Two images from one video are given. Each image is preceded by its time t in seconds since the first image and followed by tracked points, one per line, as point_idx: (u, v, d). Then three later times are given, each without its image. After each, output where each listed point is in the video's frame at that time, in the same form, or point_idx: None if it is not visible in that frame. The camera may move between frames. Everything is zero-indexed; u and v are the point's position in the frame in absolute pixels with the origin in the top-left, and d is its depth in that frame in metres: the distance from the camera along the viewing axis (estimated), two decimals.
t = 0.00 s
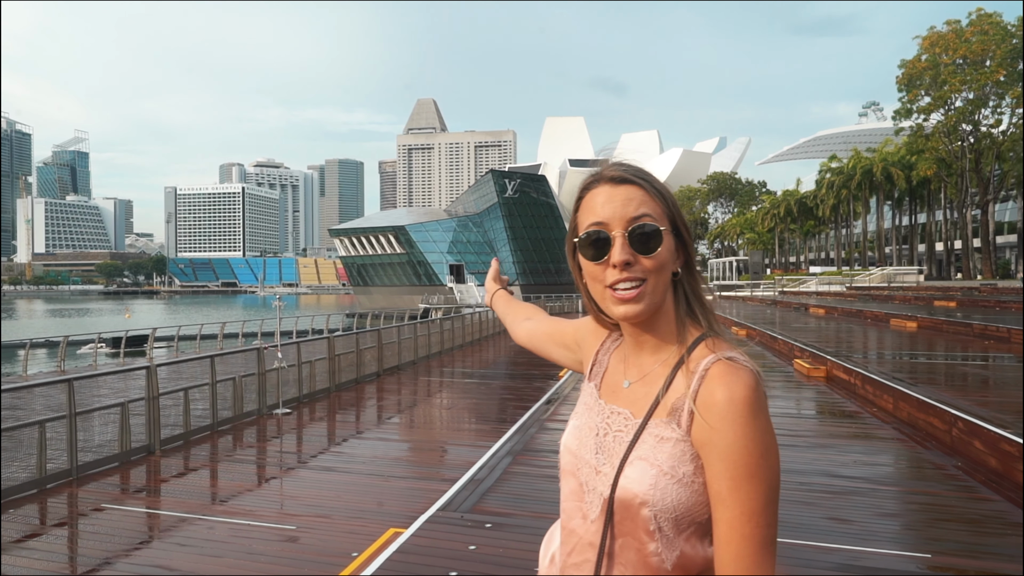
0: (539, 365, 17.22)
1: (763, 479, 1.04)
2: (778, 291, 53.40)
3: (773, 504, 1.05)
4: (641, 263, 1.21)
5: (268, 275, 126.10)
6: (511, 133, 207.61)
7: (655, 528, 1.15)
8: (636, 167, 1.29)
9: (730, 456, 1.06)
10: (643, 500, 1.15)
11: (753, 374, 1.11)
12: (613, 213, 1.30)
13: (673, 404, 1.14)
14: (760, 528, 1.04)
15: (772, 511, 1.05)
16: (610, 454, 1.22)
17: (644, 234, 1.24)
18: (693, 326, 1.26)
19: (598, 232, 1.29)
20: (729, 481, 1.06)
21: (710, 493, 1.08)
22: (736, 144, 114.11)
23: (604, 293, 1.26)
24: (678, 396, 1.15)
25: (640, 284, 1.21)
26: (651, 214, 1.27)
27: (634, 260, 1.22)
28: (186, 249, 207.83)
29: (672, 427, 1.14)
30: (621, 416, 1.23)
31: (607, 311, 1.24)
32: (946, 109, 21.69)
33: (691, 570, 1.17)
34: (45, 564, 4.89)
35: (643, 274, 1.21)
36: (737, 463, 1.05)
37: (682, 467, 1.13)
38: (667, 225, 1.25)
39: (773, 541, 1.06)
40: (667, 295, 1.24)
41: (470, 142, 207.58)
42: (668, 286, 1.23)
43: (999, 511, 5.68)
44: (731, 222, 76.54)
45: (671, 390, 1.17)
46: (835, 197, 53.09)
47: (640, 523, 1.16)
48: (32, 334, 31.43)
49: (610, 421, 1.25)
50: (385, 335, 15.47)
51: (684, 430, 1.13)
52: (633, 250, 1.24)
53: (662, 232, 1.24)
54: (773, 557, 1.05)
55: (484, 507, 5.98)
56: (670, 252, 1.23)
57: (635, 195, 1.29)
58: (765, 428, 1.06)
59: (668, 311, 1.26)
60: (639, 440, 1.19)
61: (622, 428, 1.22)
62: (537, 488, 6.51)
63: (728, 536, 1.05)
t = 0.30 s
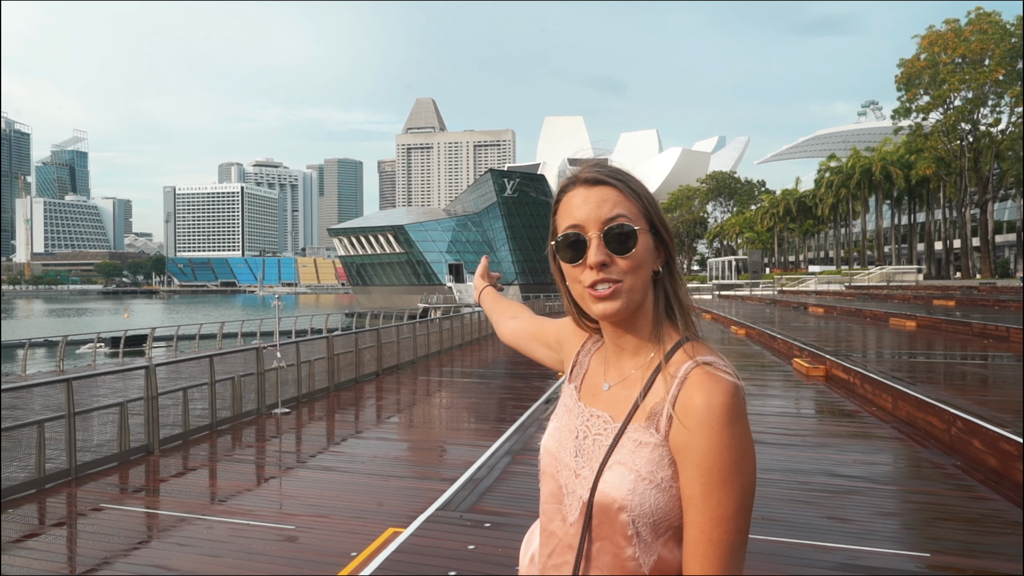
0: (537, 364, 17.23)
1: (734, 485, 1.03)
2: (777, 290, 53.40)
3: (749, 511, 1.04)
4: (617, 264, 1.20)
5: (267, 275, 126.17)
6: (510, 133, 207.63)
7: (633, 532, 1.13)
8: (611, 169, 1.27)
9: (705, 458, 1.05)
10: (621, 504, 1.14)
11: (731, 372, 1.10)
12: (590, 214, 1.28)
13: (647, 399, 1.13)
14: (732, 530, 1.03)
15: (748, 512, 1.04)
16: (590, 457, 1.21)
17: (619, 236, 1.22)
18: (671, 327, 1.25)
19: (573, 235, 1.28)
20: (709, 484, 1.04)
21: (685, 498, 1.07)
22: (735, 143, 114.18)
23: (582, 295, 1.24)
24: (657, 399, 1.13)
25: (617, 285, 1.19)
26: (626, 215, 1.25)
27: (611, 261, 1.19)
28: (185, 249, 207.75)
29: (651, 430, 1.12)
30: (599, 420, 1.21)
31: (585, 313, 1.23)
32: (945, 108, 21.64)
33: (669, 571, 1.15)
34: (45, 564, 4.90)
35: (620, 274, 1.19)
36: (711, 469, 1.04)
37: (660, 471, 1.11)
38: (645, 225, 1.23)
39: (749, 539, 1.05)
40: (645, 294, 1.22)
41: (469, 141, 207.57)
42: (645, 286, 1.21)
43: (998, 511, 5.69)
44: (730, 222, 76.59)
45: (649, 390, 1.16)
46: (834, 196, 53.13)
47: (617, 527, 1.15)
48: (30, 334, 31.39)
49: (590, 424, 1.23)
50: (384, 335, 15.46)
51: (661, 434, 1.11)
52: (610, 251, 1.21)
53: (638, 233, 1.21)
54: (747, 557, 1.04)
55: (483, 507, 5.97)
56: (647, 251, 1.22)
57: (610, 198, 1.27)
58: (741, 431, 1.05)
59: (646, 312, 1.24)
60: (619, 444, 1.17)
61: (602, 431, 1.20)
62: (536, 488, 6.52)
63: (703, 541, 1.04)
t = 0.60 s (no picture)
0: (536, 364, 17.19)
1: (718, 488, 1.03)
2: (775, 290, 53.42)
3: (734, 514, 1.04)
4: (605, 267, 1.19)
5: (266, 274, 126.08)
6: (508, 132, 207.63)
7: (622, 532, 1.13)
8: (596, 172, 1.26)
9: (691, 459, 1.04)
10: (610, 505, 1.13)
11: (718, 372, 1.10)
12: (576, 217, 1.27)
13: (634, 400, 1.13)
14: (717, 532, 1.03)
15: (734, 513, 1.04)
16: (580, 457, 1.20)
17: (604, 239, 1.21)
18: (661, 327, 1.24)
19: (560, 238, 1.27)
20: (698, 488, 1.03)
21: (672, 500, 1.06)
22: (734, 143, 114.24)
23: (570, 299, 1.23)
24: (645, 399, 1.12)
25: (604, 289, 1.19)
26: (611, 217, 1.24)
27: (598, 265, 1.19)
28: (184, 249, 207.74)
29: (639, 432, 1.12)
30: (591, 422, 1.20)
31: (574, 316, 1.22)
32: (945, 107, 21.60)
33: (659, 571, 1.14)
34: (44, 564, 4.89)
35: (607, 279, 1.19)
36: (697, 470, 1.04)
37: (648, 473, 1.11)
38: (631, 226, 1.22)
39: (735, 539, 1.05)
40: (632, 297, 1.22)
41: (468, 141, 207.56)
42: (634, 288, 1.21)
43: (997, 511, 5.68)
44: (729, 222, 76.59)
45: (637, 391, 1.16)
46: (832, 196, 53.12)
47: (605, 527, 1.14)
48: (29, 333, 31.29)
49: (582, 426, 1.22)
50: (382, 335, 15.45)
51: (649, 434, 1.11)
52: (598, 253, 1.21)
53: (622, 235, 1.21)
54: (732, 558, 1.04)
55: (482, 506, 5.96)
56: (634, 253, 1.21)
57: (595, 200, 1.26)
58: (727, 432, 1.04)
59: (635, 313, 1.24)
60: (610, 445, 1.16)
61: (593, 433, 1.19)
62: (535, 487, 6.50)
63: (686, 543, 1.04)
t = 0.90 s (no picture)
0: (536, 362, 17.22)
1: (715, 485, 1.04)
2: (775, 289, 53.50)
3: (732, 513, 1.04)
4: (599, 267, 1.19)
5: (265, 272, 126.10)
6: (507, 131, 207.68)
7: (619, 528, 1.13)
8: (593, 168, 1.27)
9: (688, 455, 1.05)
10: (607, 500, 1.13)
11: (717, 368, 1.11)
12: (572, 217, 1.27)
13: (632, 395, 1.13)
14: (713, 528, 1.03)
15: (735, 508, 1.04)
16: (579, 453, 1.21)
17: (600, 236, 1.21)
18: (662, 323, 1.24)
19: (557, 236, 1.28)
20: (698, 483, 1.04)
21: (671, 496, 1.06)
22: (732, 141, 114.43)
23: (567, 299, 1.23)
24: (643, 398, 1.13)
25: (600, 288, 1.19)
26: (608, 215, 1.24)
27: (593, 263, 1.19)
28: (183, 247, 207.75)
29: (637, 428, 1.13)
30: (590, 419, 1.21)
31: (570, 315, 1.23)
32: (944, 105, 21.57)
33: (658, 568, 1.15)
34: (43, 562, 4.90)
35: (603, 278, 1.19)
36: (696, 466, 1.04)
37: (648, 468, 1.12)
38: (628, 224, 1.22)
39: (735, 535, 1.05)
40: (630, 293, 1.22)
41: (468, 139, 207.67)
42: (632, 287, 1.21)
43: (996, 509, 5.68)
44: (728, 220, 76.80)
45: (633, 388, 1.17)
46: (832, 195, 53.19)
47: (603, 523, 1.14)
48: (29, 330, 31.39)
49: (582, 426, 1.22)
50: (383, 332, 15.48)
51: (648, 430, 1.11)
52: (593, 252, 1.21)
53: (618, 231, 1.21)
54: (733, 551, 1.04)
55: (480, 504, 5.98)
56: (630, 251, 1.22)
57: (591, 197, 1.27)
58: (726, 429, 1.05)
59: (634, 313, 1.24)
60: (609, 441, 1.17)
61: (593, 431, 1.20)
62: (534, 485, 6.52)
63: (685, 541, 1.04)
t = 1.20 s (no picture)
0: (535, 358, 17.18)
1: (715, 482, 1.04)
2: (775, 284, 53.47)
3: (728, 513, 1.04)
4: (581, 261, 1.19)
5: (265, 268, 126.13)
6: (507, 126, 207.58)
7: (610, 528, 1.13)
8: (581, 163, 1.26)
9: (681, 457, 1.04)
10: (598, 498, 1.13)
11: (713, 368, 1.09)
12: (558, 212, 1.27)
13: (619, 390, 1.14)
14: (710, 531, 1.04)
15: (727, 507, 1.04)
16: (576, 451, 1.20)
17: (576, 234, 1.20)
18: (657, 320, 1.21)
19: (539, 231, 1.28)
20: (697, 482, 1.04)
21: (664, 499, 1.06)
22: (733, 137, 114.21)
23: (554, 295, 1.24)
24: (637, 398, 1.12)
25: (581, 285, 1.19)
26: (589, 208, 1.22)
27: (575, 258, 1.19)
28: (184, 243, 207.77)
29: (629, 429, 1.12)
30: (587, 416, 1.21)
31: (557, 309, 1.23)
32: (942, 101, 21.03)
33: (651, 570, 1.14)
34: (45, 557, 4.91)
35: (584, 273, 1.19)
36: (688, 466, 1.03)
37: (640, 468, 1.11)
38: (607, 219, 1.20)
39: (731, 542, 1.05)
40: (605, 287, 1.23)
41: (469, 135, 207.56)
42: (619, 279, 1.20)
43: (996, 504, 5.69)
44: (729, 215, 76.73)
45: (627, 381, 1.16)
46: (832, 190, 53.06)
47: (594, 523, 1.14)
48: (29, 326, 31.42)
49: (579, 424, 1.22)
50: (382, 328, 15.47)
51: (641, 432, 1.11)
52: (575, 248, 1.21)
53: (593, 227, 1.20)
54: (728, 554, 1.04)
55: (481, 499, 5.99)
56: (614, 247, 1.20)
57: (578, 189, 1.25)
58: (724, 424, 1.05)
59: (623, 308, 1.23)
60: (604, 438, 1.17)
61: (589, 429, 1.20)
62: (535, 481, 6.52)
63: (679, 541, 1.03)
